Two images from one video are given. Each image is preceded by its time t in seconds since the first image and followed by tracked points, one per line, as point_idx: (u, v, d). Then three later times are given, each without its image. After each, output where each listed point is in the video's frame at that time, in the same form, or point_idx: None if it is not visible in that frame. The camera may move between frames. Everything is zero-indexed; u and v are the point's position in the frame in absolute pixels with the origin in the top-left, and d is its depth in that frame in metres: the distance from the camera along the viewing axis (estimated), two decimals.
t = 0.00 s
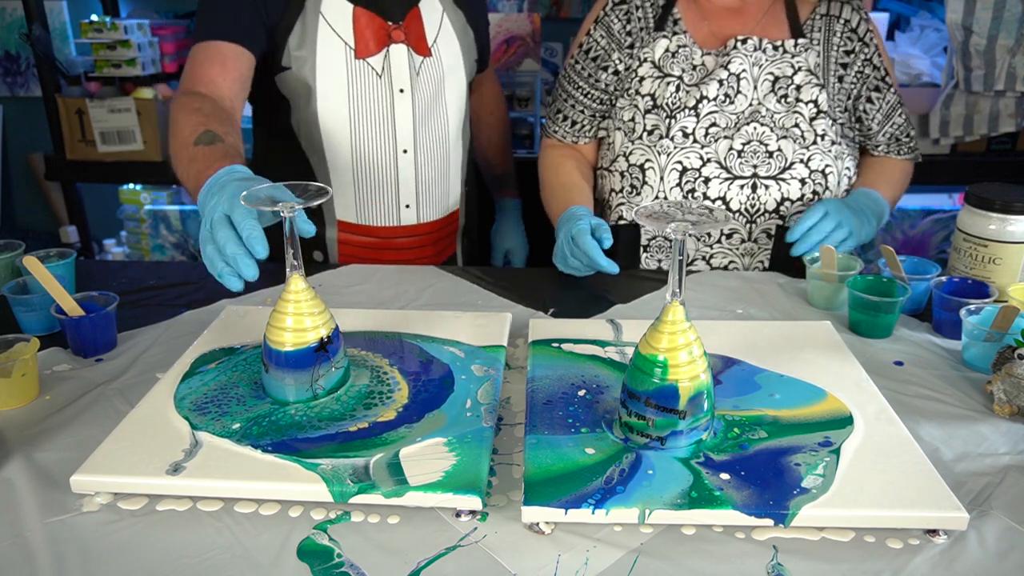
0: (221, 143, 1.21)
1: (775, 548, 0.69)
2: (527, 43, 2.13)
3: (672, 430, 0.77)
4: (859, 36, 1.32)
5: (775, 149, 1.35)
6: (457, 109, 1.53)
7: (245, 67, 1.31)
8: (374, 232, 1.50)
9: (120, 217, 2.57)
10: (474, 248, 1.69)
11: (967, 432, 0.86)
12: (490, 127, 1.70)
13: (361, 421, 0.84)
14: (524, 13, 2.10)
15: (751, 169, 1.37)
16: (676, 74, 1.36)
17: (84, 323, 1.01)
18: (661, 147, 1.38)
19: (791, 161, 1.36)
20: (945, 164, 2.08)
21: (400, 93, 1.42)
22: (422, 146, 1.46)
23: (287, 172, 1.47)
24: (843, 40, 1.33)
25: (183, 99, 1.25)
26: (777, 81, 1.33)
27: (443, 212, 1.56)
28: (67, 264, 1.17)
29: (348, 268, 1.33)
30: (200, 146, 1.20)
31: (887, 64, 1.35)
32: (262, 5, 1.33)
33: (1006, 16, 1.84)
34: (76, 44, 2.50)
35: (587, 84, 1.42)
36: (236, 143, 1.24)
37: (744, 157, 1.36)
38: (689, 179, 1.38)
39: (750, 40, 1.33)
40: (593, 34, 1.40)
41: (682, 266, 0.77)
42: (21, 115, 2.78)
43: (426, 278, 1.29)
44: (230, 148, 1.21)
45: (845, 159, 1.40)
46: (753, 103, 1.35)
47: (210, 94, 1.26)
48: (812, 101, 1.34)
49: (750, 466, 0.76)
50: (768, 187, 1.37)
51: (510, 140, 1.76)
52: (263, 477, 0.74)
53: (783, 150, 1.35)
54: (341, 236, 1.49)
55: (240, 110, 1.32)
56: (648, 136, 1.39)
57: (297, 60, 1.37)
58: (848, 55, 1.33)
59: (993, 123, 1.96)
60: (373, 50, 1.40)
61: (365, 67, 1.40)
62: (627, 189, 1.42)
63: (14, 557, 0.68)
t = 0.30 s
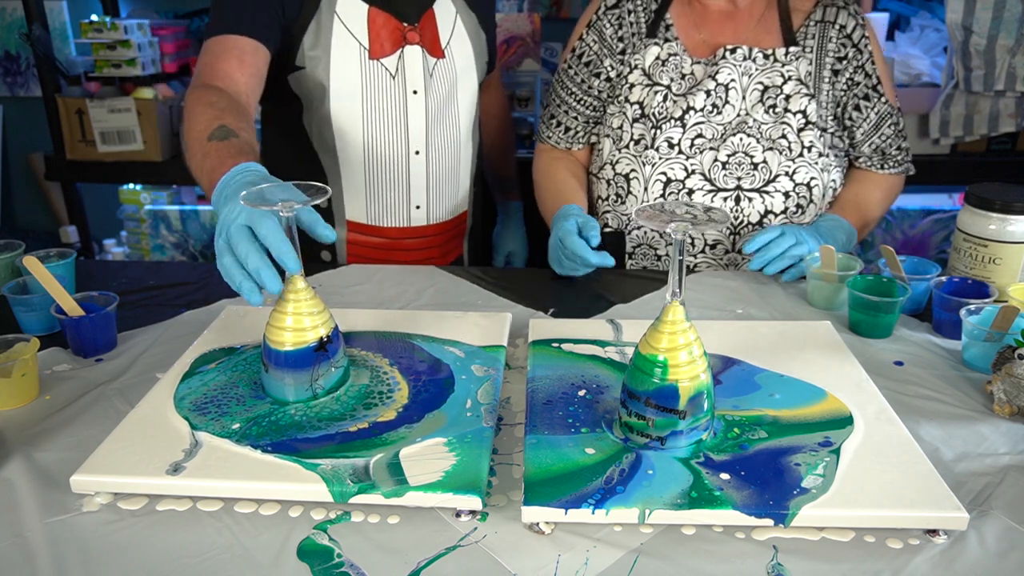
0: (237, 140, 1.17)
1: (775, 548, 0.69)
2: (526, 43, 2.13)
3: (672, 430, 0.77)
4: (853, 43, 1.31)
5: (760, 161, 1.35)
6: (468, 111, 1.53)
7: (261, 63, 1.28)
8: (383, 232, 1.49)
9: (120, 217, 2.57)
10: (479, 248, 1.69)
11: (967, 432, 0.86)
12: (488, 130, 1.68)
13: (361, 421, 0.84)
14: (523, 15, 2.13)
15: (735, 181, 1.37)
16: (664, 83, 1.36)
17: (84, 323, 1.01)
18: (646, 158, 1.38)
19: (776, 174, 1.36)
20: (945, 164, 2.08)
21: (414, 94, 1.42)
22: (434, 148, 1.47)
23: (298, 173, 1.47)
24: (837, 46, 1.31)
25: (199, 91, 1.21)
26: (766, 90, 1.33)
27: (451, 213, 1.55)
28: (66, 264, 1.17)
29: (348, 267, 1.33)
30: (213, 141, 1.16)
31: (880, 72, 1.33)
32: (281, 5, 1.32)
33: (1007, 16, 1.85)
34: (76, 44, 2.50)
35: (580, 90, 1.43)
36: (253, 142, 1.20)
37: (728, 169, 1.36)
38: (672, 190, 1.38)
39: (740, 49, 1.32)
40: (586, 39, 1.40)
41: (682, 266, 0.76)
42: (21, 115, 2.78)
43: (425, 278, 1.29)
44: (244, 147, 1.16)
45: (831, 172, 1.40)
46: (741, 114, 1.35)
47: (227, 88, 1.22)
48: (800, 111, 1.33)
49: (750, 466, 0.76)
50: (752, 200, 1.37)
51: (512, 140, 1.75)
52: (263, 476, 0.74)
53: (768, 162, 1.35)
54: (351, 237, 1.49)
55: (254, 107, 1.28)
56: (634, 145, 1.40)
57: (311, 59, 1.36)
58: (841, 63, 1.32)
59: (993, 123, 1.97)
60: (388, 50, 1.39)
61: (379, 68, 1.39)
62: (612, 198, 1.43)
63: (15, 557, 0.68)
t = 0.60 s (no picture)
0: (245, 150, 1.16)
1: (775, 548, 0.69)
2: (526, 43, 2.13)
3: (672, 430, 0.77)
4: (845, 41, 1.31)
5: (751, 159, 1.35)
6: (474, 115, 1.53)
7: (269, 67, 1.27)
8: (389, 235, 1.49)
9: (120, 217, 2.57)
10: (483, 248, 1.68)
11: (967, 432, 0.86)
12: (493, 130, 1.68)
13: (361, 422, 0.84)
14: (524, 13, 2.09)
15: (726, 180, 1.36)
16: (654, 82, 1.36)
17: (84, 323, 1.01)
18: (636, 156, 1.38)
19: (767, 172, 1.35)
20: (945, 164, 2.08)
21: (422, 98, 1.42)
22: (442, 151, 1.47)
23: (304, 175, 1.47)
24: (828, 44, 1.32)
25: (209, 97, 1.20)
26: (757, 89, 1.33)
27: (459, 215, 1.55)
28: (67, 265, 1.17)
29: (348, 267, 1.33)
30: (223, 154, 1.14)
31: (872, 71, 1.33)
32: (287, 5, 1.30)
33: (1006, 16, 1.86)
34: (76, 44, 2.50)
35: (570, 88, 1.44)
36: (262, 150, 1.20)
37: (719, 168, 1.36)
38: (662, 190, 1.37)
39: (730, 47, 1.32)
40: (576, 39, 1.42)
41: (682, 266, 0.76)
42: (21, 115, 2.78)
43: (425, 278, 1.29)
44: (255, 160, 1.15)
45: (824, 170, 1.39)
46: (732, 112, 1.35)
47: (236, 94, 1.22)
48: (791, 110, 1.33)
49: (750, 466, 0.76)
50: (743, 199, 1.36)
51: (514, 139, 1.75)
52: (263, 477, 0.74)
53: (759, 161, 1.35)
54: (357, 239, 1.49)
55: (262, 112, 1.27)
56: (624, 144, 1.39)
57: (319, 63, 1.36)
58: (834, 61, 1.32)
59: (993, 122, 1.97)
60: (396, 55, 1.40)
61: (387, 72, 1.40)
62: (603, 198, 1.44)
63: (15, 557, 0.68)
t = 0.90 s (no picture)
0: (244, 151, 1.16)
1: (775, 548, 0.70)
2: (526, 43, 2.14)
3: (672, 430, 0.77)
4: (844, 37, 1.32)
5: (754, 160, 1.35)
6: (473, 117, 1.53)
7: (270, 71, 1.27)
8: (390, 236, 1.49)
9: (120, 217, 2.57)
10: (485, 248, 1.69)
11: (967, 432, 0.86)
12: (494, 130, 1.68)
13: (361, 422, 0.84)
14: (524, 14, 2.12)
15: (729, 182, 1.36)
16: (654, 85, 1.36)
17: (84, 323, 1.01)
18: (638, 160, 1.37)
19: (770, 173, 1.35)
20: (946, 164, 2.08)
21: (422, 100, 1.42)
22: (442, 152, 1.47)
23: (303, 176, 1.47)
24: (827, 41, 1.32)
25: (209, 99, 1.20)
26: (756, 88, 1.33)
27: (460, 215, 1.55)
28: (67, 264, 1.17)
29: (348, 267, 1.33)
30: (226, 159, 1.14)
31: (872, 66, 1.34)
32: (287, 7, 1.30)
33: (1007, 16, 1.86)
34: (76, 44, 2.50)
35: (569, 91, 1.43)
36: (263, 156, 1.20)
37: (722, 169, 1.35)
38: (666, 193, 1.37)
39: (728, 48, 1.32)
40: (572, 44, 1.41)
41: (682, 266, 0.76)
42: (22, 115, 2.78)
43: (425, 278, 1.29)
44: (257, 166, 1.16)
45: (826, 169, 1.40)
46: (732, 113, 1.35)
47: (236, 98, 1.21)
48: (792, 109, 1.33)
49: (750, 466, 0.76)
50: (746, 200, 1.36)
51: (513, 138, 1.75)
52: (262, 477, 0.74)
53: (762, 161, 1.35)
54: (358, 241, 1.49)
55: (262, 115, 1.27)
56: (625, 149, 1.39)
57: (319, 66, 1.36)
58: (834, 58, 1.33)
59: (993, 122, 1.97)
60: (396, 57, 1.40)
61: (387, 74, 1.40)
62: (605, 203, 1.43)
63: (15, 557, 0.68)
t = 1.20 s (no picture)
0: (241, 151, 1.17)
1: (775, 548, 0.69)
2: (526, 43, 2.15)
3: (672, 430, 0.77)
4: (844, 37, 1.32)
5: (754, 163, 1.35)
6: (472, 117, 1.53)
7: (265, 72, 1.27)
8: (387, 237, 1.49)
9: (120, 217, 2.57)
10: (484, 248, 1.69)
11: (967, 432, 0.86)
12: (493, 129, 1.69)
13: (361, 422, 0.84)
14: (524, 14, 2.13)
15: (730, 185, 1.36)
16: (654, 89, 1.37)
17: (84, 323, 1.01)
18: (637, 165, 1.38)
19: (770, 176, 1.35)
20: (946, 164, 2.08)
21: (419, 101, 1.42)
22: (438, 152, 1.47)
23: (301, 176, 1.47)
24: (827, 41, 1.32)
25: (204, 100, 1.20)
26: (756, 89, 1.33)
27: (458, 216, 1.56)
28: (66, 264, 1.17)
29: (348, 267, 1.33)
30: (224, 158, 1.14)
31: (872, 67, 1.35)
32: (282, 7, 1.30)
33: (1007, 16, 1.86)
34: (77, 44, 2.51)
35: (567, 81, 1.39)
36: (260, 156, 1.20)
37: (722, 173, 1.35)
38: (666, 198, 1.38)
39: (727, 49, 1.32)
40: (572, 39, 1.40)
41: (682, 266, 0.76)
42: (21, 115, 2.78)
43: (425, 279, 1.29)
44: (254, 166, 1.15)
45: (827, 170, 1.40)
46: (732, 115, 1.35)
47: (232, 99, 1.22)
48: (792, 110, 1.33)
49: (750, 466, 0.76)
50: (747, 204, 1.37)
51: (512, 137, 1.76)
52: (262, 477, 0.74)
53: (762, 164, 1.35)
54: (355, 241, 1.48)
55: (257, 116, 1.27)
56: (625, 153, 1.39)
57: (317, 67, 1.36)
58: (834, 57, 1.33)
59: (993, 123, 1.97)
60: (394, 57, 1.39)
61: (384, 74, 1.40)
62: (604, 208, 1.42)
63: (14, 557, 0.68)
